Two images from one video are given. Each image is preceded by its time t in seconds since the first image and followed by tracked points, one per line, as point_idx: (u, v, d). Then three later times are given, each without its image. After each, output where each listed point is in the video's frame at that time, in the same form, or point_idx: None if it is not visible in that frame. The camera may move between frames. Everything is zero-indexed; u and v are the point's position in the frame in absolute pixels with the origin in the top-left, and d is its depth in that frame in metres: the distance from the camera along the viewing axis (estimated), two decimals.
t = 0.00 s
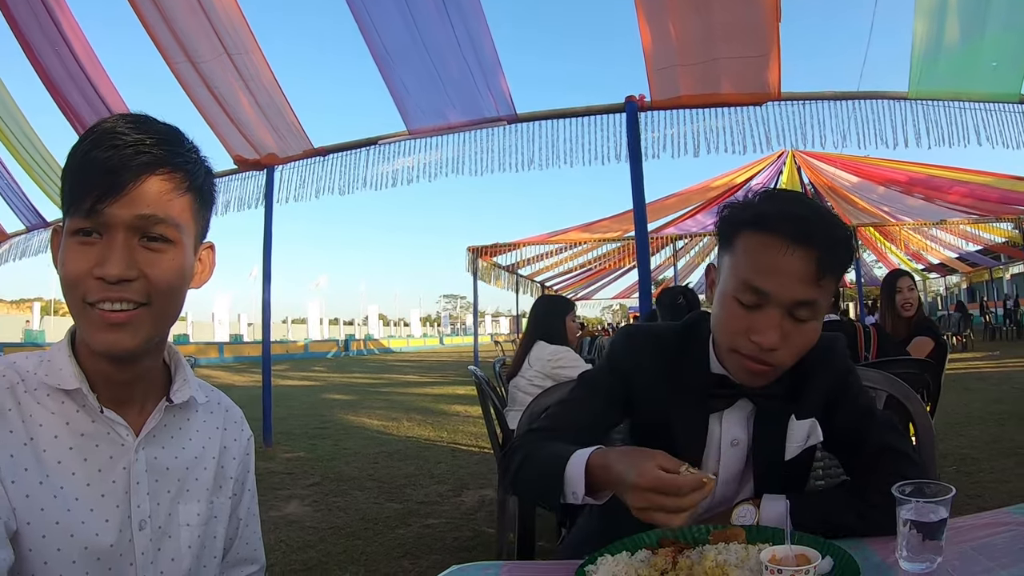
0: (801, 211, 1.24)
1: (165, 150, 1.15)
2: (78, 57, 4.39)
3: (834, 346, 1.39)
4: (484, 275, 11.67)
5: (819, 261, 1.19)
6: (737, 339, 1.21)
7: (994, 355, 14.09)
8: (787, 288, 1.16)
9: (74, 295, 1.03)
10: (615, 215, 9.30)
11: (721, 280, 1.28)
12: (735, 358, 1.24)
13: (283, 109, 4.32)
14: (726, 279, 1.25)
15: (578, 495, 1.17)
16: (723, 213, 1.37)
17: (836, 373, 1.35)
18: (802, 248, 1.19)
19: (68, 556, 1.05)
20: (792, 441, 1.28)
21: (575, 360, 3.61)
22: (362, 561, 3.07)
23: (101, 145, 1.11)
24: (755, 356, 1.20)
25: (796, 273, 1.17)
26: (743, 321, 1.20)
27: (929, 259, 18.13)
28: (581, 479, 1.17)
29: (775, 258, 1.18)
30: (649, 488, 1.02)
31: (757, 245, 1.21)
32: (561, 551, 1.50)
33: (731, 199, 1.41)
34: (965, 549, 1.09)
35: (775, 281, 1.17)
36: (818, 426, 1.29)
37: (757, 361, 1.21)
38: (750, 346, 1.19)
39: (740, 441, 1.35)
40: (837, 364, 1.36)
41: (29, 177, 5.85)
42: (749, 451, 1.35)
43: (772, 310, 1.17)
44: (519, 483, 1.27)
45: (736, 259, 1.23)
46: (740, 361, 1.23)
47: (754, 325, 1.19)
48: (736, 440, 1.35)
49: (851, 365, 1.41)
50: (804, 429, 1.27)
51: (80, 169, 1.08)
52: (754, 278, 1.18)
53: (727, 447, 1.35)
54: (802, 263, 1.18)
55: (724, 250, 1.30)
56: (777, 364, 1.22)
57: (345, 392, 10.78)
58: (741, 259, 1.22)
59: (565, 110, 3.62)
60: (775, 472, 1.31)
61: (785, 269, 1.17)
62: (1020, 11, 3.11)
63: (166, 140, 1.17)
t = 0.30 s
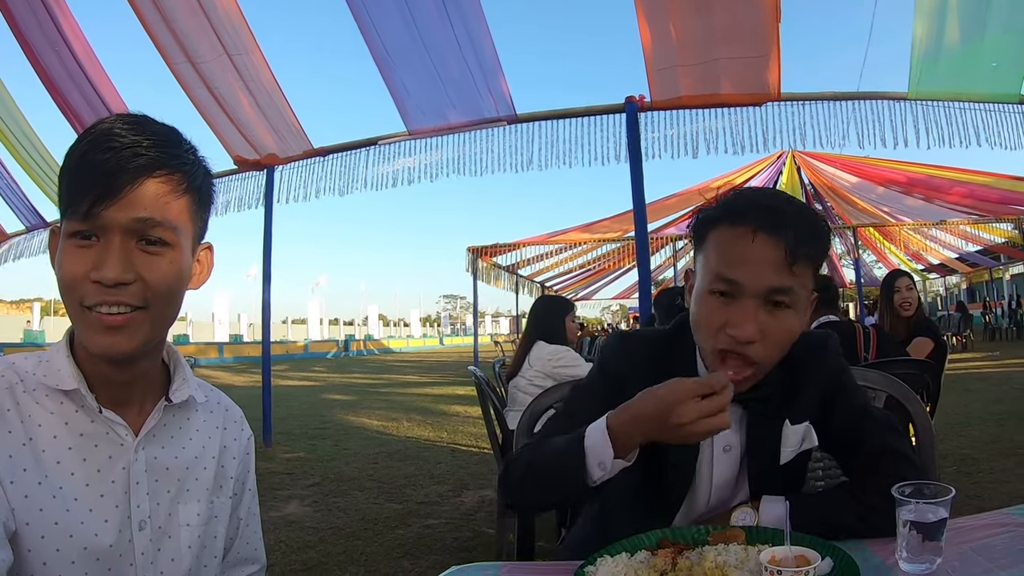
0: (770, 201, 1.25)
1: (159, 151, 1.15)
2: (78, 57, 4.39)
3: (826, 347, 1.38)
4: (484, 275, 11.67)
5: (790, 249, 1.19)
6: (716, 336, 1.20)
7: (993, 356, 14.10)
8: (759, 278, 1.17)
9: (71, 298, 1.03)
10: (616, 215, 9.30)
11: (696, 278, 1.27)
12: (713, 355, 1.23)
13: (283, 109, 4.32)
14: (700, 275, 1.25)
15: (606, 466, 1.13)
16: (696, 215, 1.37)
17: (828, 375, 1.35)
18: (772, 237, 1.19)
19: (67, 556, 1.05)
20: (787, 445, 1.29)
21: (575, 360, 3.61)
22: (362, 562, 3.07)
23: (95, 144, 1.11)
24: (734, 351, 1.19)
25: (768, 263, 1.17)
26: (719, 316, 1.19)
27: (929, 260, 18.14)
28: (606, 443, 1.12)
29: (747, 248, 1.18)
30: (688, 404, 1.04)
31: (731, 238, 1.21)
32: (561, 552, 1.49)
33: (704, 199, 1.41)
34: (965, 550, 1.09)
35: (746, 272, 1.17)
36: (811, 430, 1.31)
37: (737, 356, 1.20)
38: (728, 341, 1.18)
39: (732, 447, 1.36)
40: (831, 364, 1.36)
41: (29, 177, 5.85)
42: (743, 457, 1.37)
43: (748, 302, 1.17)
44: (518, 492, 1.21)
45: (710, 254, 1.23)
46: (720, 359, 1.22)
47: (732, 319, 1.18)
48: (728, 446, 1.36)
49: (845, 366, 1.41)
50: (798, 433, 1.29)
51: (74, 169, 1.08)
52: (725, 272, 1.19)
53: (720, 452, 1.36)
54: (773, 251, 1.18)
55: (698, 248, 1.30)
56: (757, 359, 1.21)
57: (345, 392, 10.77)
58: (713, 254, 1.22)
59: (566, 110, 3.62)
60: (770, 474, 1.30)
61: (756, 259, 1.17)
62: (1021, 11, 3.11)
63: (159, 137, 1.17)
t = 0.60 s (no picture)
0: (748, 198, 1.25)
1: (159, 153, 1.15)
2: (77, 58, 4.39)
3: (821, 348, 1.38)
4: (484, 275, 11.67)
5: (768, 243, 1.19)
6: (698, 334, 1.20)
7: (993, 355, 14.11)
8: (738, 274, 1.17)
9: (69, 300, 1.03)
10: (615, 216, 9.31)
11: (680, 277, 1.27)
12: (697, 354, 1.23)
13: (282, 110, 4.32)
14: (682, 275, 1.26)
15: (595, 458, 1.13)
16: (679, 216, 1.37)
17: (823, 376, 1.34)
18: (748, 232, 1.20)
19: (65, 557, 1.05)
20: (783, 448, 1.29)
21: (575, 360, 3.60)
22: (361, 563, 3.07)
23: (88, 145, 1.11)
24: (717, 348, 1.19)
25: (747, 258, 1.18)
26: (701, 314, 1.19)
27: (928, 259, 18.16)
28: (595, 434, 1.13)
29: (725, 244, 1.19)
30: (683, 381, 1.05)
31: (712, 237, 1.21)
32: (560, 553, 1.49)
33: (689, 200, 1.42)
34: (965, 550, 1.09)
35: (725, 268, 1.17)
36: (808, 433, 1.31)
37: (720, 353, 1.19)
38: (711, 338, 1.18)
39: (726, 449, 1.36)
40: (825, 364, 1.36)
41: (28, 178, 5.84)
42: (737, 459, 1.36)
43: (728, 298, 1.17)
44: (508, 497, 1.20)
45: (691, 253, 1.24)
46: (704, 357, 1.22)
47: (714, 316, 1.18)
48: (722, 449, 1.36)
49: (842, 366, 1.40)
50: (794, 436, 1.29)
51: (69, 169, 1.08)
52: (705, 269, 1.19)
53: (714, 455, 1.36)
54: (751, 247, 1.19)
55: (681, 247, 1.30)
56: (740, 357, 1.20)
57: (345, 393, 10.77)
58: (693, 252, 1.23)
59: (565, 110, 3.62)
60: (765, 477, 1.30)
61: (734, 255, 1.18)
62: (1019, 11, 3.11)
63: (154, 138, 1.17)
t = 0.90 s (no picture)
0: (741, 196, 1.25)
1: (159, 153, 1.15)
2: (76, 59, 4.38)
3: (819, 348, 1.38)
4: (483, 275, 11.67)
5: (761, 240, 1.19)
6: (694, 332, 1.20)
7: (992, 355, 14.12)
8: (732, 271, 1.17)
9: (68, 301, 1.02)
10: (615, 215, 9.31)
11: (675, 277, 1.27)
12: (693, 353, 1.23)
13: (281, 111, 4.31)
14: (677, 274, 1.26)
15: (569, 504, 1.11)
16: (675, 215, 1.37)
17: (821, 375, 1.34)
18: (741, 229, 1.20)
19: (64, 558, 1.05)
20: (782, 447, 1.27)
21: (574, 360, 3.60)
22: (361, 563, 3.06)
23: (88, 146, 1.11)
24: (713, 347, 1.19)
25: (740, 256, 1.18)
26: (696, 312, 1.19)
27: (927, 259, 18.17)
28: (575, 483, 1.11)
29: (718, 242, 1.19)
30: (661, 476, 1.00)
31: (707, 235, 1.21)
32: (559, 553, 1.50)
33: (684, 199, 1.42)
34: (965, 549, 1.09)
35: (719, 266, 1.17)
36: (807, 433, 1.29)
37: (716, 352, 1.19)
38: (706, 337, 1.18)
39: (724, 448, 1.34)
40: (824, 364, 1.36)
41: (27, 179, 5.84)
42: (735, 457, 1.35)
43: (723, 296, 1.17)
44: (495, 497, 1.20)
45: (686, 252, 1.24)
46: (698, 356, 1.22)
47: (709, 314, 1.18)
48: (720, 448, 1.34)
49: (841, 366, 1.40)
50: (793, 436, 1.27)
51: (69, 169, 1.08)
52: (699, 267, 1.19)
53: (711, 454, 1.35)
54: (744, 244, 1.19)
55: (676, 247, 1.30)
56: (736, 355, 1.20)
57: (345, 393, 10.77)
58: (688, 251, 1.23)
59: (565, 111, 3.62)
60: (763, 476, 1.29)
61: (728, 252, 1.18)
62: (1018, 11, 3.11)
63: (154, 138, 1.17)
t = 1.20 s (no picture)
0: (741, 193, 1.26)
1: (158, 154, 1.15)
2: (74, 59, 4.37)
3: (818, 348, 1.38)
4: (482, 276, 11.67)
5: (763, 236, 1.19)
6: (697, 328, 1.20)
7: (991, 355, 14.14)
8: (735, 267, 1.17)
9: (65, 301, 1.02)
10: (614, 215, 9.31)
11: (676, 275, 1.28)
12: (697, 349, 1.22)
13: (280, 112, 4.31)
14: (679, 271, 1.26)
15: (564, 512, 1.11)
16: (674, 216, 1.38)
17: (820, 375, 1.34)
18: (743, 226, 1.20)
19: (63, 560, 1.05)
20: (781, 447, 1.28)
21: (572, 361, 3.59)
22: (360, 564, 3.06)
23: (88, 146, 1.11)
24: (717, 342, 1.18)
25: (743, 252, 1.18)
26: (699, 308, 1.19)
27: (927, 259, 18.18)
28: (572, 491, 1.10)
29: (720, 239, 1.19)
30: (659, 500, 0.98)
31: (707, 233, 1.21)
32: (557, 555, 1.50)
33: (683, 200, 1.43)
34: (963, 550, 1.09)
35: (722, 262, 1.17)
36: (806, 432, 1.29)
37: (721, 348, 1.19)
38: (711, 332, 1.18)
39: (724, 448, 1.34)
40: (823, 365, 1.35)
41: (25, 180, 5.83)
42: (734, 457, 1.35)
43: (726, 291, 1.17)
44: (492, 497, 1.20)
45: (686, 249, 1.24)
46: (703, 352, 1.21)
47: (713, 310, 1.18)
48: (719, 447, 1.34)
49: (839, 366, 1.40)
50: (793, 435, 1.26)
51: (69, 168, 1.08)
52: (701, 264, 1.19)
53: (711, 453, 1.35)
54: (746, 240, 1.19)
55: (676, 246, 1.30)
56: (741, 350, 1.19)
57: (344, 394, 10.76)
58: (689, 248, 1.23)
59: (563, 111, 3.62)
60: (762, 476, 1.30)
61: (730, 248, 1.18)
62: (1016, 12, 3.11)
63: (154, 139, 1.17)
